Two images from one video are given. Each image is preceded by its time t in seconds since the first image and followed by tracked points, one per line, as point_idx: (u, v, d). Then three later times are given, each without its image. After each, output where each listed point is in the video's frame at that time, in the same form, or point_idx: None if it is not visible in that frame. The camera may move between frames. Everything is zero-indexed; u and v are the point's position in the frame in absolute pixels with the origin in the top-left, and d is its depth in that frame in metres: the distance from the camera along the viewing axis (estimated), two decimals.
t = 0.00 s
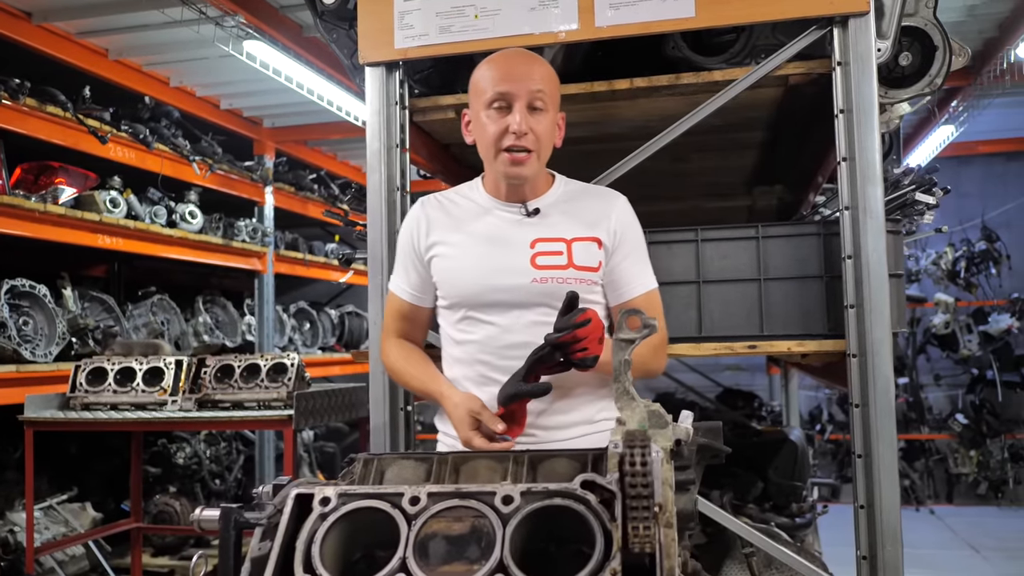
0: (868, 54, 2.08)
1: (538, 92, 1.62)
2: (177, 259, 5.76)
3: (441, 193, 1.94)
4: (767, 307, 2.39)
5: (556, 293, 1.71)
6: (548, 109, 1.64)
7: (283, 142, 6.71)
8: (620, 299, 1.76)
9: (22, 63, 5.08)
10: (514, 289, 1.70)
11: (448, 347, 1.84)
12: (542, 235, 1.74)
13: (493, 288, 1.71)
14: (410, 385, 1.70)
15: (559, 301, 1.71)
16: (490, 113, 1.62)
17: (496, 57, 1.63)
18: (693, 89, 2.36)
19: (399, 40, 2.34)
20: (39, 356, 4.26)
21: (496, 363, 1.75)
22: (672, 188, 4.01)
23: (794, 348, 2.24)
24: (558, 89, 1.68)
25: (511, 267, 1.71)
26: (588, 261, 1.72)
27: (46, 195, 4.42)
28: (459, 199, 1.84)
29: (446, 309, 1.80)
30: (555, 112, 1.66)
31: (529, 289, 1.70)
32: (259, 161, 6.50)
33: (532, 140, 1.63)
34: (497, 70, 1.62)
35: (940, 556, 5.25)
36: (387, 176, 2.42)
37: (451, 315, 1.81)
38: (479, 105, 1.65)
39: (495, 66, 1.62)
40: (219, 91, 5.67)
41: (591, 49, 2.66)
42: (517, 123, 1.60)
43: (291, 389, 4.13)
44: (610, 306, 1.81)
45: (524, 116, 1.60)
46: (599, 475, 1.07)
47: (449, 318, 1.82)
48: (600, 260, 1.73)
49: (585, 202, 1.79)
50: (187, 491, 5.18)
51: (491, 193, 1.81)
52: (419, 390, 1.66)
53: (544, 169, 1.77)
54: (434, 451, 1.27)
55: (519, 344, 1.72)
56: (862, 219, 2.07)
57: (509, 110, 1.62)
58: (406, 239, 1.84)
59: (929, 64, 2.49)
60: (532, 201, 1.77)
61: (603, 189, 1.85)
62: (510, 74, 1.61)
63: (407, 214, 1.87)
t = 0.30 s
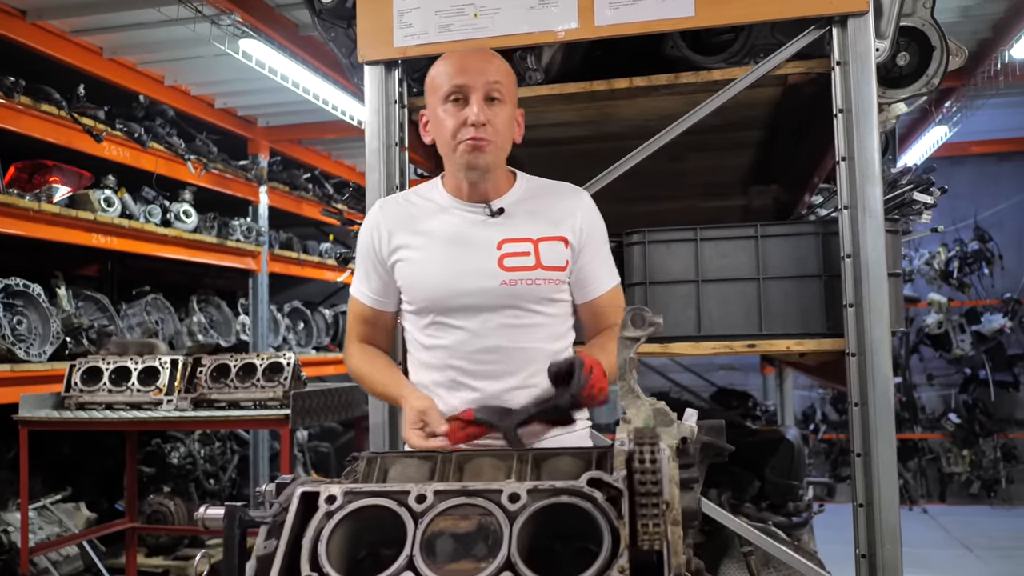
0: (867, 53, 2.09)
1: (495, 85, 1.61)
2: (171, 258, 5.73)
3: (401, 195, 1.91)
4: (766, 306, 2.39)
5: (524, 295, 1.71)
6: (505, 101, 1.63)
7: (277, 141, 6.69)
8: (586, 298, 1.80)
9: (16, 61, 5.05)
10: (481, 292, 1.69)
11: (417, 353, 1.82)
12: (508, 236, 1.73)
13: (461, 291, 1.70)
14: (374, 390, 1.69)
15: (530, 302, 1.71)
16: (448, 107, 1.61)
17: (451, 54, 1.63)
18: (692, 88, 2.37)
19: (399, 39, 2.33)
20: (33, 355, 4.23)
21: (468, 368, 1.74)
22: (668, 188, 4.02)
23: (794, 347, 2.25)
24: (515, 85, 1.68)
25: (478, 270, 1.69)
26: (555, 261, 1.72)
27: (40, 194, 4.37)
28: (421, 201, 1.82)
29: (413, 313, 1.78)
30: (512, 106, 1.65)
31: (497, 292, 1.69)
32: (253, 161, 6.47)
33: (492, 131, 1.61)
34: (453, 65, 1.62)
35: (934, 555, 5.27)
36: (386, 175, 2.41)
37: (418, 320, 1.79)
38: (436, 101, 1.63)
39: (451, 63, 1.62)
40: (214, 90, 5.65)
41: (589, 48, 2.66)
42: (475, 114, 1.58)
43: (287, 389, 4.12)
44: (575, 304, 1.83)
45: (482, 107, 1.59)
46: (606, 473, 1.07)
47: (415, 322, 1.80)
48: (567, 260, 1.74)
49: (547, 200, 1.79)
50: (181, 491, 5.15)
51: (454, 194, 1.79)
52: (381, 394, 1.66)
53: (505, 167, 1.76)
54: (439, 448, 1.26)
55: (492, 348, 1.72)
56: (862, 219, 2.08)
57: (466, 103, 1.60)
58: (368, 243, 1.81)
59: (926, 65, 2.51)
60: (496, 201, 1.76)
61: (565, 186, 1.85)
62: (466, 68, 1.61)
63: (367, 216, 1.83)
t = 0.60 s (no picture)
0: (867, 52, 2.09)
1: (463, 97, 1.58)
2: (167, 258, 5.71)
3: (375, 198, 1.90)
4: (766, 306, 2.40)
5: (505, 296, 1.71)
6: (475, 113, 1.60)
7: (274, 140, 6.68)
8: (565, 296, 1.77)
9: (13, 59, 5.04)
10: (463, 296, 1.69)
11: (400, 358, 1.81)
12: (487, 238, 1.73)
13: (443, 296, 1.70)
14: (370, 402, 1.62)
15: (513, 303, 1.72)
16: (417, 124, 1.58)
17: (417, 62, 1.59)
18: (691, 88, 2.37)
19: (398, 38, 2.32)
20: (29, 355, 4.22)
21: (454, 370, 1.74)
22: (666, 188, 4.03)
23: (794, 346, 2.26)
24: (484, 89, 1.64)
25: (460, 274, 1.70)
26: (535, 260, 1.73)
27: (37, 193, 4.33)
28: (396, 206, 1.82)
29: (396, 319, 1.78)
30: (483, 115, 1.63)
31: (480, 295, 1.69)
32: (250, 160, 6.45)
33: (462, 150, 1.60)
34: (421, 75, 1.58)
35: (930, 554, 5.28)
36: (386, 174, 2.41)
37: (400, 326, 1.79)
38: (406, 115, 1.61)
39: (417, 73, 1.58)
40: (210, 89, 5.64)
41: (588, 48, 2.66)
42: (445, 134, 1.57)
43: (285, 388, 4.12)
44: (556, 304, 1.81)
45: (451, 126, 1.57)
46: (611, 471, 1.07)
47: (398, 328, 1.80)
48: (545, 259, 1.75)
49: (522, 200, 1.79)
50: (178, 490, 5.13)
51: (429, 198, 1.78)
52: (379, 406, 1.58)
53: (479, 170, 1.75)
54: (442, 447, 1.25)
55: (477, 350, 1.73)
56: (862, 218, 2.09)
57: (436, 120, 1.58)
58: (345, 251, 1.79)
59: (925, 65, 2.51)
60: (472, 204, 1.76)
61: (540, 183, 1.85)
62: (433, 80, 1.57)
63: (342, 224, 1.82)
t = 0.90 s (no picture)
0: (869, 50, 2.09)
1: (455, 94, 1.58)
2: (166, 257, 5.70)
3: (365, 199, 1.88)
4: (767, 304, 2.40)
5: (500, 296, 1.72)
6: (467, 110, 1.60)
7: (273, 139, 6.67)
8: (558, 292, 1.76)
9: (12, 58, 5.03)
10: (458, 297, 1.70)
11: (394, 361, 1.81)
12: (480, 238, 1.73)
13: (439, 297, 1.70)
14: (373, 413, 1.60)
15: (508, 303, 1.72)
16: (410, 121, 1.58)
17: (409, 60, 1.59)
18: (692, 86, 2.36)
19: (398, 36, 2.31)
20: (29, 354, 4.21)
21: (450, 373, 1.74)
22: (665, 187, 4.02)
23: (795, 344, 2.26)
24: (475, 87, 1.64)
25: (454, 275, 1.70)
26: (529, 259, 1.73)
27: (36, 192, 4.32)
28: (387, 207, 1.81)
29: (391, 321, 1.77)
30: (474, 112, 1.63)
31: (476, 295, 1.70)
32: (249, 159, 6.44)
33: (455, 145, 1.59)
34: (413, 72, 1.58)
35: (930, 554, 5.28)
36: (387, 173, 2.40)
37: (395, 328, 1.78)
38: (397, 113, 1.60)
39: (410, 70, 1.58)
40: (209, 88, 5.63)
41: (588, 46, 2.66)
42: (437, 129, 1.56)
43: (284, 387, 4.11)
44: (549, 301, 1.80)
45: (443, 122, 1.56)
46: (614, 469, 1.07)
47: (393, 331, 1.79)
48: (539, 256, 1.74)
49: (515, 198, 1.79)
50: (177, 490, 5.12)
51: (421, 199, 1.78)
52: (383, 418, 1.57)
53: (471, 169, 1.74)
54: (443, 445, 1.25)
55: (473, 352, 1.73)
56: (863, 216, 2.09)
57: (427, 116, 1.58)
58: (338, 253, 1.77)
59: (926, 63, 2.51)
60: (465, 204, 1.76)
61: (529, 181, 1.86)
62: (425, 76, 1.57)
63: (333, 225, 1.80)
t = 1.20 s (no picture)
0: (870, 49, 2.09)
1: (451, 102, 1.57)
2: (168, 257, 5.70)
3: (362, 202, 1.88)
4: (768, 304, 2.39)
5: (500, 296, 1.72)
6: (463, 118, 1.60)
7: (275, 140, 6.67)
8: (557, 291, 1.76)
9: (14, 58, 5.03)
10: (458, 297, 1.69)
11: (396, 362, 1.81)
12: (479, 239, 1.73)
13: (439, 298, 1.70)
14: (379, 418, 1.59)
15: (508, 302, 1.72)
16: (406, 131, 1.58)
17: (405, 67, 1.58)
18: (693, 85, 2.36)
19: (399, 35, 2.31)
20: (31, 354, 4.21)
21: (452, 372, 1.74)
22: (666, 186, 4.02)
23: (796, 344, 2.26)
24: (471, 94, 1.64)
25: (455, 275, 1.70)
26: (528, 258, 1.73)
27: (38, 192, 4.33)
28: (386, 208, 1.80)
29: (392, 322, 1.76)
30: (471, 119, 1.62)
31: (476, 296, 1.70)
32: (251, 159, 6.45)
33: (450, 156, 1.59)
34: (409, 79, 1.57)
35: (932, 554, 5.27)
36: (387, 173, 2.40)
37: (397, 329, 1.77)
38: (394, 122, 1.60)
39: (405, 78, 1.57)
40: (211, 88, 5.64)
41: (589, 46, 2.65)
42: (433, 140, 1.56)
43: (286, 387, 4.11)
44: (549, 300, 1.80)
45: (438, 132, 1.56)
46: (613, 469, 1.07)
47: (395, 331, 1.79)
48: (537, 255, 1.75)
49: (513, 198, 1.80)
50: (179, 489, 5.13)
51: (419, 201, 1.78)
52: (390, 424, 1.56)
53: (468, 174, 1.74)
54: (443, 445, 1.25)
55: (474, 351, 1.72)
56: (864, 216, 2.08)
57: (424, 126, 1.57)
58: (339, 254, 1.76)
59: (928, 62, 2.51)
60: (464, 205, 1.76)
61: (527, 181, 1.86)
62: (421, 85, 1.56)
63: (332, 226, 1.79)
